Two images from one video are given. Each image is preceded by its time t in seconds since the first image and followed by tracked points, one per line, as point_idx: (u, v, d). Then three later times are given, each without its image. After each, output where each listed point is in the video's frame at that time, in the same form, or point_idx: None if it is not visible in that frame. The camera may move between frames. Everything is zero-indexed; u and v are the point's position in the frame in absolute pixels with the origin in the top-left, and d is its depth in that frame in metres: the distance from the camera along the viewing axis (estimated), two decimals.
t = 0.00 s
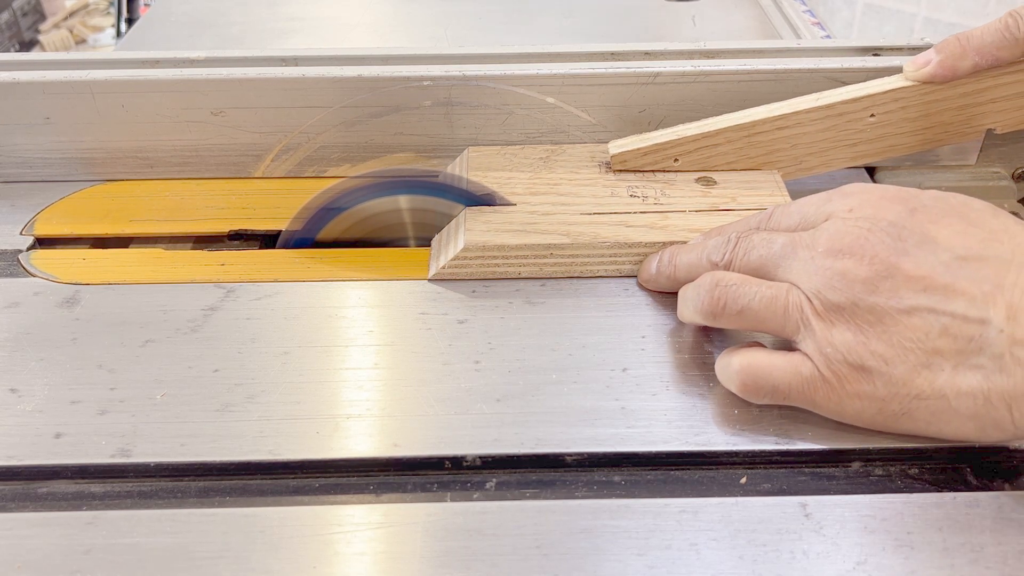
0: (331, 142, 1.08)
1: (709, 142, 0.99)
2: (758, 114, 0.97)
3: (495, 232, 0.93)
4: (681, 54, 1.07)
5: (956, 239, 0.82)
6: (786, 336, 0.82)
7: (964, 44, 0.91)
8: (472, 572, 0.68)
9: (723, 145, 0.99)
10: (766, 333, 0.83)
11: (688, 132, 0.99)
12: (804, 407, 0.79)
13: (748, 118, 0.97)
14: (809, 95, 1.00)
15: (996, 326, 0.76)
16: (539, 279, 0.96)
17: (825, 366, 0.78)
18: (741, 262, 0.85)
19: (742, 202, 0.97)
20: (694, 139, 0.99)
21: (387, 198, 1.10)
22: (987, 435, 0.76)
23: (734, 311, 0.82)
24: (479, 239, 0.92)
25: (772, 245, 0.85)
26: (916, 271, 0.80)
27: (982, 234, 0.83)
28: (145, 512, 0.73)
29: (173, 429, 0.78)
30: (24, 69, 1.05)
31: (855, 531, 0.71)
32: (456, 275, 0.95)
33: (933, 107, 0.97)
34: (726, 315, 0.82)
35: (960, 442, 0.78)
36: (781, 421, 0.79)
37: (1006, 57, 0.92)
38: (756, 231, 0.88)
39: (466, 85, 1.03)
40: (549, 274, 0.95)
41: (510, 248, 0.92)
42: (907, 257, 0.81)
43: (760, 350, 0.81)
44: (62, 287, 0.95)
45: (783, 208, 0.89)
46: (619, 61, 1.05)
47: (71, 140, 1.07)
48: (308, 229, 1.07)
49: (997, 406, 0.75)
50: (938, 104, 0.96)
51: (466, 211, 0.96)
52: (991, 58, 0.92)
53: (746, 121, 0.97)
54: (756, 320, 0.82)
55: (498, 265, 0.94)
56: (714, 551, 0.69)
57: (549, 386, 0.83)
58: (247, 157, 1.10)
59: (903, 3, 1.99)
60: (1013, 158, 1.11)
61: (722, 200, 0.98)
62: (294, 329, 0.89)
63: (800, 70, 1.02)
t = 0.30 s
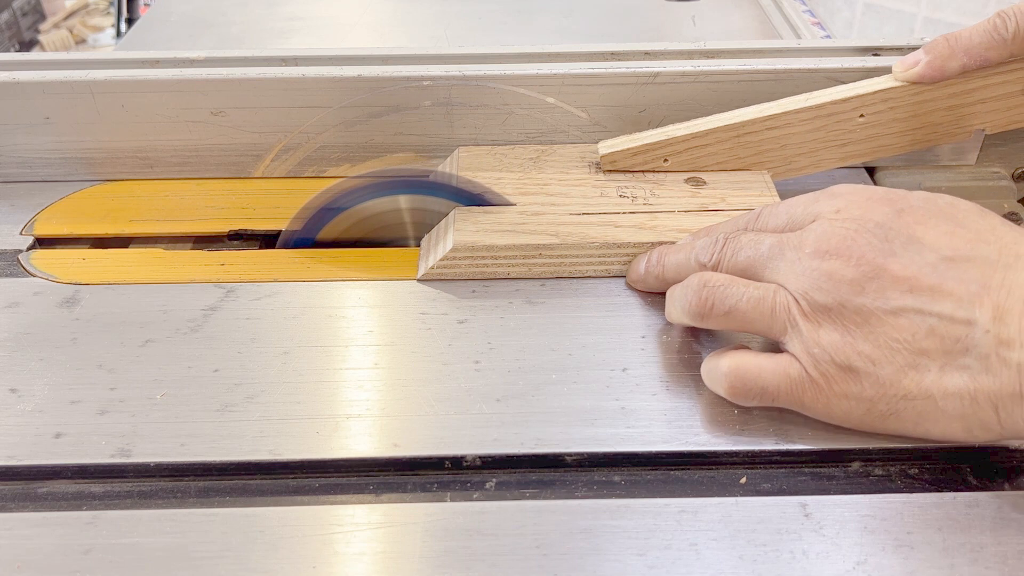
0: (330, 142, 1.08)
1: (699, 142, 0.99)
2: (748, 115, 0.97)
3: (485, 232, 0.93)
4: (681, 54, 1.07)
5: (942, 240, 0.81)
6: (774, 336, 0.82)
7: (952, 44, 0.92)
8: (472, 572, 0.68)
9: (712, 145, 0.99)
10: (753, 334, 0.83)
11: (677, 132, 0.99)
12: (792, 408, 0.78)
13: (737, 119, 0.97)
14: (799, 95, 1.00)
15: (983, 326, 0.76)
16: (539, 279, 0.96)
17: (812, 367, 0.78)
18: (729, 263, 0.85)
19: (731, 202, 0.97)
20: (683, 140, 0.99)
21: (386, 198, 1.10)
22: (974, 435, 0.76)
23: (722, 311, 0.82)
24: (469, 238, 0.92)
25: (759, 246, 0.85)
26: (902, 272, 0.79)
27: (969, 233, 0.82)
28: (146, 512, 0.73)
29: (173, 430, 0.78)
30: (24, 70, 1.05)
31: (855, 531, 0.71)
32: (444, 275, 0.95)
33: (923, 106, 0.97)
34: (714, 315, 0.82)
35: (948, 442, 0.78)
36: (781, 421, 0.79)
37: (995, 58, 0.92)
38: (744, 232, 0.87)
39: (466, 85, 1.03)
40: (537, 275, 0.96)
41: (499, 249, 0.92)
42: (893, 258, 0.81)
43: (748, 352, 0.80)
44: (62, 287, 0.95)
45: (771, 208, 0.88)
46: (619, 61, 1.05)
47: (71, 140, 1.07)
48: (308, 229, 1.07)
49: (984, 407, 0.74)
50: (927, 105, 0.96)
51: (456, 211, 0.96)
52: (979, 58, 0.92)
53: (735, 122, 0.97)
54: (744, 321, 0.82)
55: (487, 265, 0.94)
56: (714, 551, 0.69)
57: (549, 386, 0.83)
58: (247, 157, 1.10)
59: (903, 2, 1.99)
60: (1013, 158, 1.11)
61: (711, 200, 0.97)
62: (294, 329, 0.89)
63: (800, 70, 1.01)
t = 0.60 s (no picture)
0: (330, 142, 1.08)
1: (687, 142, 0.99)
2: (736, 115, 0.97)
3: (472, 232, 0.93)
4: (681, 54, 1.07)
5: (926, 246, 0.81)
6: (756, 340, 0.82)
7: (939, 45, 0.91)
8: (472, 572, 0.68)
9: (700, 145, 0.99)
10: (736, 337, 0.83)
11: (665, 132, 0.99)
12: (775, 412, 0.78)
13: (725, 119, 0.97)
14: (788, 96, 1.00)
15: (964, 332, 0.75)
16: (540, 279, 0.96)
17: (795, 371, 0.78)
18: (713, 265, 0.86)
19: (718, 202, 0.97)
20: (672, 140, 0.98)
21: (386, 198, 1.09)
22: (957, 442, 0.75)
23: (705, 313, 0.82)
24: (454, 239, 0.93)
25: (744, 249, 0.85)
26: (885, 277, 0.79)
27: (953, 239, 0.82)
28: (146, 512, 0.73)
29: (173, 430, 0.78)
30: (24, 70, 1.05)
31: (855, 531, 0.71)
32: (431, 275, 0.95)
33: (909, 108, 0.96)
34: (697, 317, 0.83)
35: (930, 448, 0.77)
36: (780, 422, 0.79)
37: (982, 59, 0.92)
38: (730, 234, 0.88)
39: (466, 85, 1.03)
40: (524, 275, 0.96)
41: (485, 249, 0.93)
42: (876, 263, 0.80)
43: (731, 356, 0.80)
44: (62, 287, 0.95)
45: (756, 212, 0.89)
46: (619, 62, 1.05)
47: (72, 140, 1.07)
48: (308, 229, 1.07)
49: (965, 413, 0.74)
50: (915, 106, 0.96)
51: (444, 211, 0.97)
52: (967, 59, 0.92)
53: (723, 121, 0.97)
54: (727, 323, 0.82)
55: (474, 266, 0.94)
56: (714, 551, 0.69)
57: (549, 385, 0.83)
58: (247, 157, 1.10)
59: (903, 2, 1.99)
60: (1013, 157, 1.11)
61: (698, 201, 0.97)
62: (293, 329, 0.89)
63: (800, 70, 1.01)
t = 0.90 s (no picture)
0: (330, 142, 1.08)
1: (674, 142, 0.99)
2: (723, 115, 0.97)
3: (459, 233, 0.94)
4: (681, 54, 1.07)
5: (907, 250, 0.81)
6: (737, 342, 0.82)
7: (926, 46, 0.91)
8: (472, 572, 0.68)
9: (688, 145, 0.99)
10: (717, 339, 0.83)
11: (653, 132, 0.99)
12: (755, 415, 0.78)
13: (712, 120, 0.97)
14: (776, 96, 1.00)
15: (943, 337, 0.75)
16: (540, 279, 0.96)
17: (775, 374, 0.78)
18: (696, 267, 0.85)
19: (705, 203, 0.97)
20: (659, 140, 0.98)
21: (387, 198, 1.10)
22: (936, 446, 0.75)
23: (686, 315, 0.82)
24: (441, 239, 0.93)
25: (726, 252, 0.85)
26: (866, 280, 0.79)
27: (934, 243, 0.81)
28: (145, 512, 0.73)
29: (172, 430, 0.78)
30: (23, 70, 1.05)
31: (855, 531, 0.71)
32: (417, 275, 0.95)
33: (896, 108, 0.96)
34: (678, 319, 0.82)
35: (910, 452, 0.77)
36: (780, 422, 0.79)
37: (969, 60, 0.92)
38: (713, 236, 0.88)
39: (466, 85, 1.03)
40: (511, 275, 0.96)
41: (472, 249, 0.93)
42: (856, 267, 0.80)
43: (711, 359, 0.80)
44: (61, 287, 0.95)
45: (740, 214, 0.89)
46: (620, 62, 1.05)
47: (71, 140, 1.07)
48: (308, 229, 1.07)
49: (944, 418, 0.74)
50: (902, 106, 0.96)
51: (431, 211, 0.97)
52: (953, 60, 0.92)
53: (711, 121, 0.97)
54: (708, 325, 0.82)
55: (461, 266, 0.95)
56: (714, 551, 0.69)
57: (549, 385, 0.83)
58: (247, 157, 1.10)
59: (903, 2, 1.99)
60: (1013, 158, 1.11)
61: (686, 201, 0.97)
62: (294, 329, 0.89)
63: (800, 70, 1.01)
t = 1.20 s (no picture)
0: (330, 142, 1.08)
1: (662, 143, 0.99)
2: (709, 117, 0.97)
3: (444, 233, 0.94)
4: (681, 54, 1.07)
5: (886, 252, 0.80)
6: (715, 344, 0.82)
7: (911, 47, 0.91)
8: (472, 572, 0.68)
9: (676, 146, 0.99)
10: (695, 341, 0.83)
11: (640, 133, 0.98)
12: (732, 417, 0.78)
13: (700, 120, 0.97)
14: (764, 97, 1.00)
15: (920, 341, 0.74)
16: (540, 279, 0.96)
17: (751, 376, 0.78)
18: (677, 268, 0.85)
19: (691, 203, 0.97)
20: (646, 140, 0.98)
21: (387, 198, 1.09)
22: (912, 450, 0.75)
23: (664, 316, 0.82)
24: (427, 239, 0.92)
25: (707, 253, 0.85)
26: (843, 283, 0.78)
27: (913, 247, 0.80)
28: (145, 512, 0.73)
29: (173, 430, 0.78)
30: (24, 69, 1.05)
31: (855, 531, 0.71)
32: (403, 275, 0.95)
33: (884, 108, 0.96)
34: (657, 319, 0.82)
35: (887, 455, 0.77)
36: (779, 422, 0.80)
37: (955, 62, 0.92)
38: (695, 238, 0.88)
39: (466, 85, 1.03)
40: (497, 275, 0.96)
41: (458, 249, 0.93)
42: (835, 270, 0.80)
43: (690, 360, 0.80)
44: (62, 287, 0.95)
45: (721, 217, 0.89)
46: (619, 62, 1.05)
47: (71, 140, 1.07)
48: (309, 229, 1.07)
49: (919, 422, 0.73)
50: (888, 107, 0.96)
51: (417, 211, 0.97)
52: (940, 61, 0.92)
53: (699, 121, 0.97)
54: (686, 326, 0.82)
55: (446, 266, 0.94)
56: (714, 551, 0.69)
57: (549, 385, 0.83)
58: (247, 157, 1.10)
59: (902, 2, 1.99)
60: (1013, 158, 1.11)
61: (671, 201, 0.97)
62: (294, 329, 0.89)
63: (800, 70, 1.01)
